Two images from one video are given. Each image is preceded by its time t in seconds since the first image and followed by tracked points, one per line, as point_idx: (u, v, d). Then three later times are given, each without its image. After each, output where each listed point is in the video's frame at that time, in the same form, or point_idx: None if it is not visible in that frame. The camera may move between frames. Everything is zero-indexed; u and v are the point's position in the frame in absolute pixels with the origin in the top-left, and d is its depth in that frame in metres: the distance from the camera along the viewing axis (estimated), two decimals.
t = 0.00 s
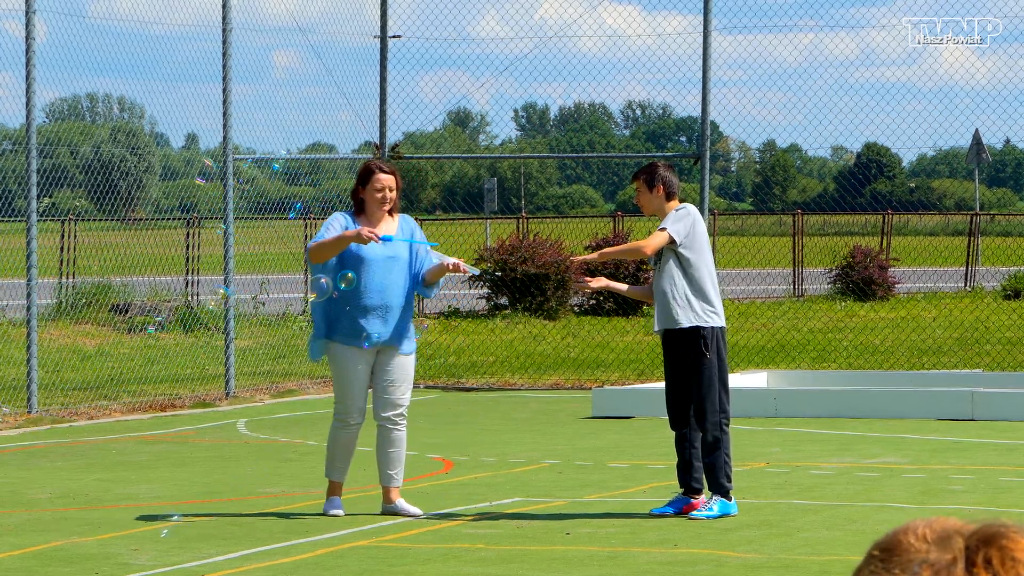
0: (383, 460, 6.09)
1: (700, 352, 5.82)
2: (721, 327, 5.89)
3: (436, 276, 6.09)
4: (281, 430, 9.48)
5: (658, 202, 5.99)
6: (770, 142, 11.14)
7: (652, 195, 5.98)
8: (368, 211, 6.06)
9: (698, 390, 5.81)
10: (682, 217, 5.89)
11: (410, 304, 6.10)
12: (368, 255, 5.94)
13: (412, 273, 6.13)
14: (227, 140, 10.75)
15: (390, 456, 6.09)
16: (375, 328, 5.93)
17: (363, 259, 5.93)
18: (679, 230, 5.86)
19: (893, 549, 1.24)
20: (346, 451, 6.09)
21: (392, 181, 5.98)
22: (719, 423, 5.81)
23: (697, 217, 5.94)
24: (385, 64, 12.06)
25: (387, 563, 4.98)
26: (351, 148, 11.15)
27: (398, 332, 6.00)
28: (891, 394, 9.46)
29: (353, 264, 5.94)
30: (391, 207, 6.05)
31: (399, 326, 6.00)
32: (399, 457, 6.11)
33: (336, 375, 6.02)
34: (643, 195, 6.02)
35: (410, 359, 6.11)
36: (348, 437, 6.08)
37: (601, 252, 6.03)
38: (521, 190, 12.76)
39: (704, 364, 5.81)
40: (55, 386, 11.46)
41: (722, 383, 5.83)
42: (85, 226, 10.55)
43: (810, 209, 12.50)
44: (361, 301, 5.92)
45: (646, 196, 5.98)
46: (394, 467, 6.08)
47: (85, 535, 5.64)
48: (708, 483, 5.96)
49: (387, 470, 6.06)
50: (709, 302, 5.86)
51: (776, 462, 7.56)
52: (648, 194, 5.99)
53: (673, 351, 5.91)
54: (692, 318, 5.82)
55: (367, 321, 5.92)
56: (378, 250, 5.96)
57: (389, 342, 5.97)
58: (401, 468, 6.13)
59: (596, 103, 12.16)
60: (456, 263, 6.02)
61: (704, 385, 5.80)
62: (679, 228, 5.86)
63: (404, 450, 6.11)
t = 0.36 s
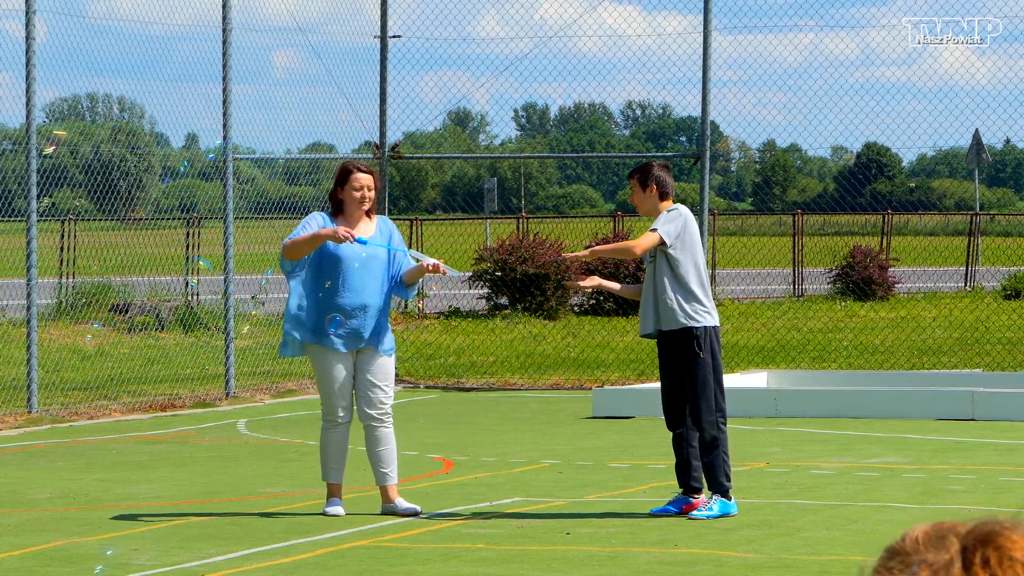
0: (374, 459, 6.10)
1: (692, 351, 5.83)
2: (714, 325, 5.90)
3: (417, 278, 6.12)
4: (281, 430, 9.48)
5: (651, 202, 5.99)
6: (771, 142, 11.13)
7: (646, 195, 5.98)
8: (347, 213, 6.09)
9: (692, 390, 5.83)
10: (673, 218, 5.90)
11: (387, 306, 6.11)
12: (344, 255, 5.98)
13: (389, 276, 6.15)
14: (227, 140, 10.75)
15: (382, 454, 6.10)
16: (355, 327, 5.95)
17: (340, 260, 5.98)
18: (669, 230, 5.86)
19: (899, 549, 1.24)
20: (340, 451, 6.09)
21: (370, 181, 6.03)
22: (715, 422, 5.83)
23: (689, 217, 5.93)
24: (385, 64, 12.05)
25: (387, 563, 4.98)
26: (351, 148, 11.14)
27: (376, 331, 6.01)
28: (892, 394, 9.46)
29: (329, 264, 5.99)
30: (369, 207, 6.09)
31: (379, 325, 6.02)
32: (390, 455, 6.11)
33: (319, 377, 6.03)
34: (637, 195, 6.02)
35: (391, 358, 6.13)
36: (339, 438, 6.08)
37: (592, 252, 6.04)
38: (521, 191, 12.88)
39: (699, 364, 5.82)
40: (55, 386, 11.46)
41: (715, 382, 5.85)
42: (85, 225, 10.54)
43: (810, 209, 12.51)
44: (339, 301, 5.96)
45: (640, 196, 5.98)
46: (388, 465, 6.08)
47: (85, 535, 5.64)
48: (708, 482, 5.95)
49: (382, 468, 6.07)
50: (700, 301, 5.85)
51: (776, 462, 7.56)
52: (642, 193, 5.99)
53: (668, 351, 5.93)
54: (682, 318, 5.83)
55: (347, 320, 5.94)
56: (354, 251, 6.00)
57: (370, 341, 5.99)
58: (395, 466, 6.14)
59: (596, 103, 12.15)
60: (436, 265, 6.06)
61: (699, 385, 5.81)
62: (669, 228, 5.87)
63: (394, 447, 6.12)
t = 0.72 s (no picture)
0: (370, 458, 6.10)
1: (688, 351, 5.83)
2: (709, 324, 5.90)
3: (397, 278, 6.09)
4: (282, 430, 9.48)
5: (646, 202, 5.99)
6: (771, 142, 11.13)
7: (640, 196, 5.99)
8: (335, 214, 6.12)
9: (690, 389, 5.83)
10: (670, 218, 5.89)
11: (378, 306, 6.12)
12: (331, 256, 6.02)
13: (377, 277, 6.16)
14: (227, 140, 10.75)
15: (378, 452, 6.09)
16: (344, 325, 5.97)
17: (327, 260, 6.02)
18: (666, 230, 5.85)
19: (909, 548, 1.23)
20: (337, 450, 6.08)
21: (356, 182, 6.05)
22: (714, 421, 5.85)
23: (684, 216, 5.93)
24: (385, 64, 12.05)
25: (387, 563, 4.98)
26: (352, 148, 11.15)
27: (366, 330, 6.01)
28: (892, 394, 9.46)
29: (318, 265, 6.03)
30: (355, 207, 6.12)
31: (369, 324, 6.03)
32: (387, 454, 6.11)
33: (313, 377, 6.03)
34: (632, 196, 6.02)
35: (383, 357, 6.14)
36: (335, 436, 6.07)
37: (590, 252, 6.02)
38: (520, 190, 13.03)
39: (695, 363, 5.82)
40: (55, 386, 11.47)
41: (712, 381, 5.86)
42: (85, 225, 10.54)
43: (810, 209, 12.52)
44: (327, 300, 5.99)
45: (635, 196, 5.98)
46: (384, 463, 6.07)
47: (85, 535, 5.64)
48: (707, 482, 5.93)
49: (378, 467, 6.06)
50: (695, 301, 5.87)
51: (776, 462, 7.55)
52: (637, 194, 5.99)
53: (664, 350, 5.93)
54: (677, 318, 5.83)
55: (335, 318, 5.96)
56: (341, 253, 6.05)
57: (359, 339, 5.99)
58: (392, 464, 6.13)
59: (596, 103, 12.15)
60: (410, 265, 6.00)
61: (697, 384, 5.82)
62: (665, 228, 5.86)
63: (390, 444, 6.11)
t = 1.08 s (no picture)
0: (370, 458, 6.10)
1: (687, 351, 5.83)
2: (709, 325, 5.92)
3: (390, 277, 6.08)
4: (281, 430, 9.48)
5: (646, 202, 5.99)
6: (771, 142, 11.13)
7: (640, 196, 5.99)
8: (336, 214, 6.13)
9: (689, 390, 5.83)
10: (670, 218, 5.89)
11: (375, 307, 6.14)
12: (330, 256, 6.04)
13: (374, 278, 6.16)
14: (227, 140, 10.75)
15: (378, 452, 6.09)
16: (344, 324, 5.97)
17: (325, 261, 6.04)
18: (666, 230, 5.86)
19: (919, 543, 1.24)
20: (337, 450, 6.08)
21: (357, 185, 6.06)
22: (712, 421, 5.84)
23: (684, 216, 5.93)
24: (385, 64, 12.04)
25: (387, 563, 4.98)
26: (352, 149, 11.15)
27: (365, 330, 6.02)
28: (892, 394, 9.46)
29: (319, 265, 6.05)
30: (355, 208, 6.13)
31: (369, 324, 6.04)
32: (387, 454, 6.11)
33: (312, 375, 6.02)
34: (631, 196, 6.02)
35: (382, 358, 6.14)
36: (335, 436, 6.07)
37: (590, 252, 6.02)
38: (520, 191, 13.04)
39: (693, 363, 5.82)
40: (55, 386, 11.47)
41: (711, 382, 5.85)
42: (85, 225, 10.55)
43: (810, 209, 12.53)
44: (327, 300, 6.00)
45: (635, 196, 5.98)
46: (384, 463, 6.07)
47: (85, 535, 5.64)
48: (707, 482, 5.93)
49: (377, 466, 6.06)
50: (693, 301, 5.88)
51: (776, 462, 7.55)
52: (636, 194, 5.99)
53: (662, 350, 5.93)
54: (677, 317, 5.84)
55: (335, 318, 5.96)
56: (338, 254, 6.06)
57: (360, 339, 6.00)
58: (391, 464, 6.13)
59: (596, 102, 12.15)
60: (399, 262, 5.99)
61: (695, 385, 5.82)
62: (665, 228, 5.86)
63: (389, 444, 6.10)
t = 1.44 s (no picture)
0: (370, 458, 6.10)
1: (687, 351, 5.83)
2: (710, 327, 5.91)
3: (395, 273, 6.08)
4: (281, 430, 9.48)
5: (648, 202, 5.99)
6: (771, 142, 11.12)
7: (643, 196, 5.99)
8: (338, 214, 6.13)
9: (689, 390, 5.83)
10: (671, 218, 5.91)
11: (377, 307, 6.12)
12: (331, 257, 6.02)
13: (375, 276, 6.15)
14: (227, 140, 10.75)
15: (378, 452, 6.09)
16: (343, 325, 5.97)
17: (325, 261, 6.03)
18: (669, 230, 5.86)
19: (916, 543, 1.24)
20: (337, 450, 6.08)
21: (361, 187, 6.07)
22: (713, 422, 5.84)
23: (686, 217, 5.94)
24: (385, 65, 12.04)
25: (387, 563, 4.98)
26: (352, 149, 11.14)
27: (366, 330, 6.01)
28: (892, 394, 9.46)
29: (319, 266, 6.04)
30: (358, 209, 6.14)
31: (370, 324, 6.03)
32: (387, 454, 6.10)
33: (313, 377, 6.03)
34: (634, 196, 6.03)
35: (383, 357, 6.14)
36: (335, 436, 6.08)
37: (591, 250, 6.00)
38: (520, 191, 13.03)
39: (694, 363, 5.82)
40: (55, 386, 11.47)
41: (711, 383, 5.86)
42: (85, 225, 10.55)
43: (810, 209, 12.54)
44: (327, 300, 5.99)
45: (638, 197, 5.98)
46: (384, 463, 6.07)
47: (85, 535, 5.64)
48: (708, 482, 5.93)
49: (377, 466, 6.06)
50: (695, 302, 5.87)
51: (776, 463, 7.56)
52: (639, 194, 6.00)
53: (663, 350, 5.93)
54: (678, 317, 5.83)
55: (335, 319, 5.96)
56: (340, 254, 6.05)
57: (360, 339, 5.99)
58: (392, 464, 6.13)
59: (595, 102, 12.15)
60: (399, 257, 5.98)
61: (695, 385, 5.81)
62: (666, 228, 5.87)
63: (390, 444, 6.10)
